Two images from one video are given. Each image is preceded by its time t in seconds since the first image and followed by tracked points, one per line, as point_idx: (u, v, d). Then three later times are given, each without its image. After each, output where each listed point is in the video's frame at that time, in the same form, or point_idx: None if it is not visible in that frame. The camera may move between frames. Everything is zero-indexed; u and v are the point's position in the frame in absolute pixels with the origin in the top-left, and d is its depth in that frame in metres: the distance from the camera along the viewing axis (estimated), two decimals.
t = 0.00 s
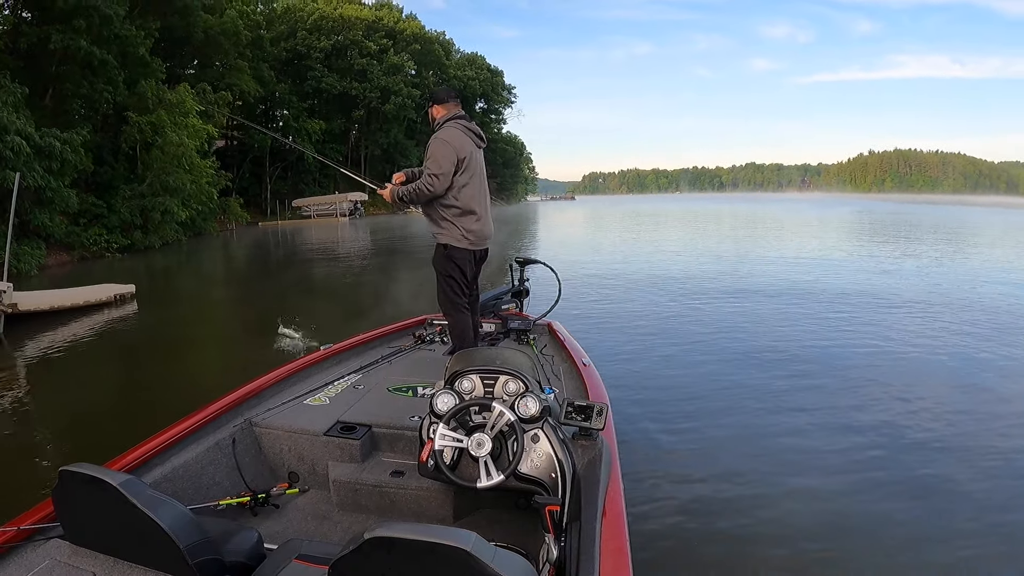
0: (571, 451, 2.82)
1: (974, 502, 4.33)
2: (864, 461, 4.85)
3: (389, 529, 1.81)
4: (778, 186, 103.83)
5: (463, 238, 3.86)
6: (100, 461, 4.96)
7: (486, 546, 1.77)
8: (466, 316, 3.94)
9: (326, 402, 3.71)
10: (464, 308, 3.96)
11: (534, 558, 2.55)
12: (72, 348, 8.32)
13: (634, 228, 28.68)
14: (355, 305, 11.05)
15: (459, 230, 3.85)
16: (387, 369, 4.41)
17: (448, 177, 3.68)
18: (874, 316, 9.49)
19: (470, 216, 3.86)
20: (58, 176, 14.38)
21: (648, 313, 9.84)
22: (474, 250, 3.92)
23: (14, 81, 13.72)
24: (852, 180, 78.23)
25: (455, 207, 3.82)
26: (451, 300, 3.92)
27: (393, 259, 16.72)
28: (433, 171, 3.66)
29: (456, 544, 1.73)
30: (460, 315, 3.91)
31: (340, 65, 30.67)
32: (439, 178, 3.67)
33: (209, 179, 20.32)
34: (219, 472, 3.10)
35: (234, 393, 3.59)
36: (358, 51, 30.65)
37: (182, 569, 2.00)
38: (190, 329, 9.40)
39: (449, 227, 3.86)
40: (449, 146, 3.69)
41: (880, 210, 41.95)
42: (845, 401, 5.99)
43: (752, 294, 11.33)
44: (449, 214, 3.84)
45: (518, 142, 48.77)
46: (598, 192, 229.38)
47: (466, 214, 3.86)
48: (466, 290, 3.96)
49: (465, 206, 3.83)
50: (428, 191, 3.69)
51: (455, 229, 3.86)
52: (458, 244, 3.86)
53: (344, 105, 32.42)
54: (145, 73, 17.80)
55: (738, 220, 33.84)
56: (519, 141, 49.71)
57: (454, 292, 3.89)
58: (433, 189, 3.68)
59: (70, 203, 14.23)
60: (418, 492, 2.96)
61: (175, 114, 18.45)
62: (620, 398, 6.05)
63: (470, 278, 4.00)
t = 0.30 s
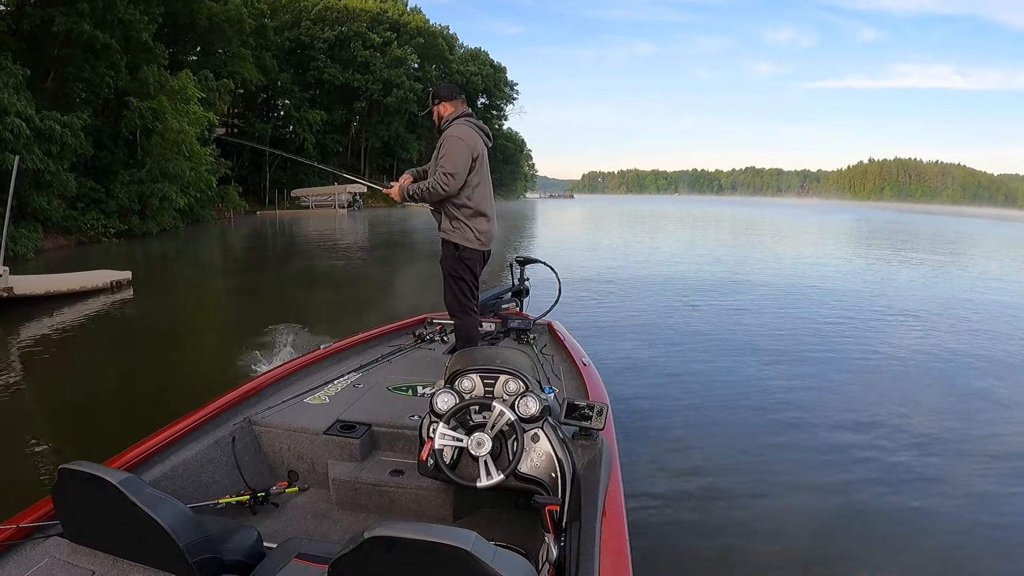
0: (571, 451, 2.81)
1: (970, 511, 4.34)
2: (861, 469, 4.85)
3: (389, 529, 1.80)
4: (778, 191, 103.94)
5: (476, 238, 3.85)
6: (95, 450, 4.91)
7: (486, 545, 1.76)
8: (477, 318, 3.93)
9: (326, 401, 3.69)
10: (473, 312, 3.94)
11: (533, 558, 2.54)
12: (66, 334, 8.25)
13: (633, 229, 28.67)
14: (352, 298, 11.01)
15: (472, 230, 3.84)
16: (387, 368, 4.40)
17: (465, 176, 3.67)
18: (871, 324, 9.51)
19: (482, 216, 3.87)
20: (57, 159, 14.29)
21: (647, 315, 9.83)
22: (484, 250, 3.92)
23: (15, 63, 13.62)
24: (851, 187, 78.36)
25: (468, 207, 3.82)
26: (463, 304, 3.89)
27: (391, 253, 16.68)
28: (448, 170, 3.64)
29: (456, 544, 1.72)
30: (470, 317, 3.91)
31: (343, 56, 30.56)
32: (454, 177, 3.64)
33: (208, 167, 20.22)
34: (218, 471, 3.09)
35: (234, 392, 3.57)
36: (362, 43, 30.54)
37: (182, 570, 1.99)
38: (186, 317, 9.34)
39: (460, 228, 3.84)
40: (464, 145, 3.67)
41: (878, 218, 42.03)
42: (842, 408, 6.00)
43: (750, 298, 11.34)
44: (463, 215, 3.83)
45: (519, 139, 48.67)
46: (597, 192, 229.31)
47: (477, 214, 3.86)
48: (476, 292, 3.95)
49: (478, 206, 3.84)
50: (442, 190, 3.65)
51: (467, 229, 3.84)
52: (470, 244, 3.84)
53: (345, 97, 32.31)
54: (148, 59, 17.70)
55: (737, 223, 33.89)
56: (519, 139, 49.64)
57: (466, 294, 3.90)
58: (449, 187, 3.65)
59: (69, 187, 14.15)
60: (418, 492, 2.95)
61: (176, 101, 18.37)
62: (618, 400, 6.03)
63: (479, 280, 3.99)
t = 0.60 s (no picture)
0: (571, 451, 2.80)
1: (969, 514, 4.34)
2: (860, 471, 4.85)
3: (390, 529, 1.78)
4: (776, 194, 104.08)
5: (481, 239, 3.85)
6: (92, 448, 4.88)
7: (486, 545, 1.75)
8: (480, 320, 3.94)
9: (326, 401, 3.68)
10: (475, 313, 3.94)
11: (534, 558, 2.53)
12: (62, 330, 8.20)
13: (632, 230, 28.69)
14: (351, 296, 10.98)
15: (478, 232, 3.84)
16: (387, 368, 4.39)
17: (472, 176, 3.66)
18: (869, 327, 9.53)
19: (486, 217, 3.87)
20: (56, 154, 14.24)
21: (646, 317, 9.83)
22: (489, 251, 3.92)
23: (14, 57, 13.58)
24: (849, 191, 78.52)
25: (474, 208, 3.82)
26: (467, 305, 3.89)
27: (389, 252, 16.66)
28: (456, 170, 3.62)
29: (456, 544, 1.71)
30: (471, 318, 3.92)
31: (343, 54, 30.54)
32: (462, 177, 3.62)
33: (206, 164, 20.18)
34: (218, 471, 3.07)
35: (234, 393, 3.55)
36: (362, 41, 30.52)
37: (182, 570, 1.98)
38: (183, 314, 9.31)
39: (466, 229, 3.83)
40: (471, 145, 3.66)
41: (875, 222, 42.12)
42: (841, 411, 6.00)
43: (749, 301, 11.35)
44: (468, 216, 3.82)
45: (518, 140, 48.66)
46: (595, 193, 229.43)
47: (482, 215, 3.86)
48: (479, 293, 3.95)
49: (483, 206, 3.84)
50: (451, 190, 3.62)
51: (472, 230, 3.83)
52: (476, 245, 3.84)
53: (345, 95, 32.27)
54: (147, 55, 17.67)
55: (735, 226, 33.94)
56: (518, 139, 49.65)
57: (471, 295, 3.90)
58: (457, 188, 3.62)
59: (67, 182, 14.09)
60: (418, 492, 2.95)
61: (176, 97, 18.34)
62: (618, 401, 6.02)
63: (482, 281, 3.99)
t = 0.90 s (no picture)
0: (571, 451, 2.81)
1: (969, 509, 4.34)
2: (859, 467, 4.86)
3: (389, 529, 1.79)
4: (774, 193, 104.15)
5: (476, 238, 3.86)
6: (91, 455, 4.87)
7: (486, 546, 1.76)
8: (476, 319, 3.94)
9: (327, 402, 3.69)
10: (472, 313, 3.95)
11: (533, 558, 2.54)
12: (60, 339, 8.20)
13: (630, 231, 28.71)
14: (349, 301, 10.97)
15: (473, 231, 3.85)
16: (387, 369, 4.39)
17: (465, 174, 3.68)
18: (868, 325, 9.54)
19: (482, 216, 3.88)
20: (53, 163, 14.23)
21: (646, 316, 9.84)
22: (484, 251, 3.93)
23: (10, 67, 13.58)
24: (847, 190, 78.59)
25: (469, 207, 3.83)
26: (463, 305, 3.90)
27: (388, 256, 16.67)
28: (450, 167, 3.62)
29: (456, 544, 1.71)
30: (470, 319, 3.94)
31: (339, 60, 30.58)
32: (456, 174, 3.63)
33: (203, 171, 20.19)
34: (219, 472, 3.08)
35: (234, 393, 3.56)
36: (358, 47, 30.54)
37: (182, 570, 1.98)
38: (181, 321, 9.31)
39: (461, 228, 3.83)
40: (465, 142, 3.67)
41: (873, 220, 42.19)
42: (840, 407, 6.02)
43: (748, 300, 11.36)
44: (463, 215, 3.83)
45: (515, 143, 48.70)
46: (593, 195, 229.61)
47: (477, 215, 3.87)
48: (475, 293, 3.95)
49: (477, 206, 3.85)
50: (445, 187, 3.62)
51: (467, 230, 3.84)
52: (472, 245, 3.85)
53: (341, 100, 32.30)
54: (143, 63, 17.69)
55: (733, 226, 33.97)
56: (516, 142, 49.67)
57: (467, 295, 3.91)
58: (451, 185, 3.63)
59: (64, 191, 14.11)
60: (418, 492, 2.95)
61: (172, 105, 18.38)
62: (618, 400, 6.03)
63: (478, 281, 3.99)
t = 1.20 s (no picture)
0: (571, 451, 2.81)
1: (968, 507, 4.35)
2: (858, 466, 4.87)
3: (389, 529, 1.79)
4: (772, 192, 104.20)
5: (471, 237, 3.86)
6: (90, 458, 4.84)
7: (486, 546, 1.76)
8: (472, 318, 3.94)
9: (326, 402, 3.69)
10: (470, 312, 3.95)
11: (533, 558, 2.54)
12: (59, 342, 8.19)
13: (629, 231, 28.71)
14: (349, 304, 10.97)
15: (467, 230, 3.85)
16: (387, 369, 4.40)
17: (458, 173, 3.68)
18: (867, 323, 9.55)
19: (476, 216, 3.88)
20: (51, 168, 14.21)
21: (646, 316, 9.85)
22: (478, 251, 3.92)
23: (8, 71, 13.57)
24: (845, 188, 78.62)
25: (464, 205, 3.83)
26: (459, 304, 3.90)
27: (387, 258, 16.66)
28: (443, 165, 3.63)
29: (456, 544, 1.71)
30: (470, 318, 3.94)
31: (337, 62, 30.58)
32: (448, 171, 3.64)
33: (202, 174, 20.18)
34: (218, 472, 3.08)
35: (234, 393, 3.56)
36: (355, 49, 30.54)
37: (182, 570, 1.98)
38: (180, 324, 9.31)
39: (456, 226, 3.84)
40: (459, 141, 3.68)
41: (872, 219, 42.19)
42: (840, 406, 6.03)
43: (748, 299, 11.37)
44: (459, 213, 3.83)
45: (513, 143, 48.71)
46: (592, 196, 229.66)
47: (471, 214, 3.87)
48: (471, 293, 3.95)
49: (472, 205, 3.85)
50: (437, 184, 3.63)
51: (461, 229, 3.85)
52: (466, 243, 3.85)
53: (339, 102, 32.31)
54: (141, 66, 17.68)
55: (732, 225, 33.99)
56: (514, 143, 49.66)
57: (466, 294, 3.92)
58: (443, 182, 3.64)
59: (62, 196, 14.11)
60: (418, 492, 2.95)
61: (170, 108, 18.38)
62: (618, 400, 6.03)
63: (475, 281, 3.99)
